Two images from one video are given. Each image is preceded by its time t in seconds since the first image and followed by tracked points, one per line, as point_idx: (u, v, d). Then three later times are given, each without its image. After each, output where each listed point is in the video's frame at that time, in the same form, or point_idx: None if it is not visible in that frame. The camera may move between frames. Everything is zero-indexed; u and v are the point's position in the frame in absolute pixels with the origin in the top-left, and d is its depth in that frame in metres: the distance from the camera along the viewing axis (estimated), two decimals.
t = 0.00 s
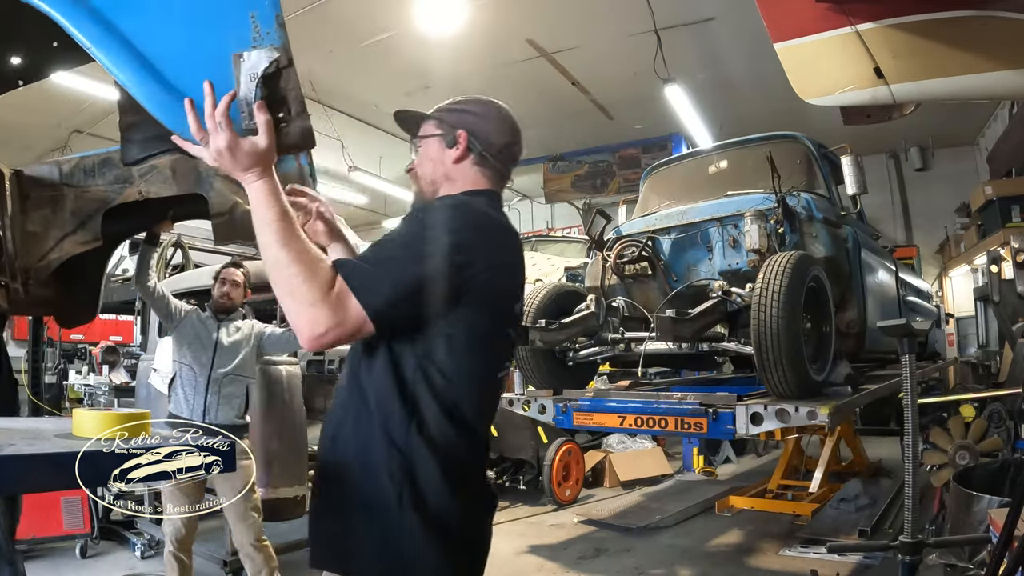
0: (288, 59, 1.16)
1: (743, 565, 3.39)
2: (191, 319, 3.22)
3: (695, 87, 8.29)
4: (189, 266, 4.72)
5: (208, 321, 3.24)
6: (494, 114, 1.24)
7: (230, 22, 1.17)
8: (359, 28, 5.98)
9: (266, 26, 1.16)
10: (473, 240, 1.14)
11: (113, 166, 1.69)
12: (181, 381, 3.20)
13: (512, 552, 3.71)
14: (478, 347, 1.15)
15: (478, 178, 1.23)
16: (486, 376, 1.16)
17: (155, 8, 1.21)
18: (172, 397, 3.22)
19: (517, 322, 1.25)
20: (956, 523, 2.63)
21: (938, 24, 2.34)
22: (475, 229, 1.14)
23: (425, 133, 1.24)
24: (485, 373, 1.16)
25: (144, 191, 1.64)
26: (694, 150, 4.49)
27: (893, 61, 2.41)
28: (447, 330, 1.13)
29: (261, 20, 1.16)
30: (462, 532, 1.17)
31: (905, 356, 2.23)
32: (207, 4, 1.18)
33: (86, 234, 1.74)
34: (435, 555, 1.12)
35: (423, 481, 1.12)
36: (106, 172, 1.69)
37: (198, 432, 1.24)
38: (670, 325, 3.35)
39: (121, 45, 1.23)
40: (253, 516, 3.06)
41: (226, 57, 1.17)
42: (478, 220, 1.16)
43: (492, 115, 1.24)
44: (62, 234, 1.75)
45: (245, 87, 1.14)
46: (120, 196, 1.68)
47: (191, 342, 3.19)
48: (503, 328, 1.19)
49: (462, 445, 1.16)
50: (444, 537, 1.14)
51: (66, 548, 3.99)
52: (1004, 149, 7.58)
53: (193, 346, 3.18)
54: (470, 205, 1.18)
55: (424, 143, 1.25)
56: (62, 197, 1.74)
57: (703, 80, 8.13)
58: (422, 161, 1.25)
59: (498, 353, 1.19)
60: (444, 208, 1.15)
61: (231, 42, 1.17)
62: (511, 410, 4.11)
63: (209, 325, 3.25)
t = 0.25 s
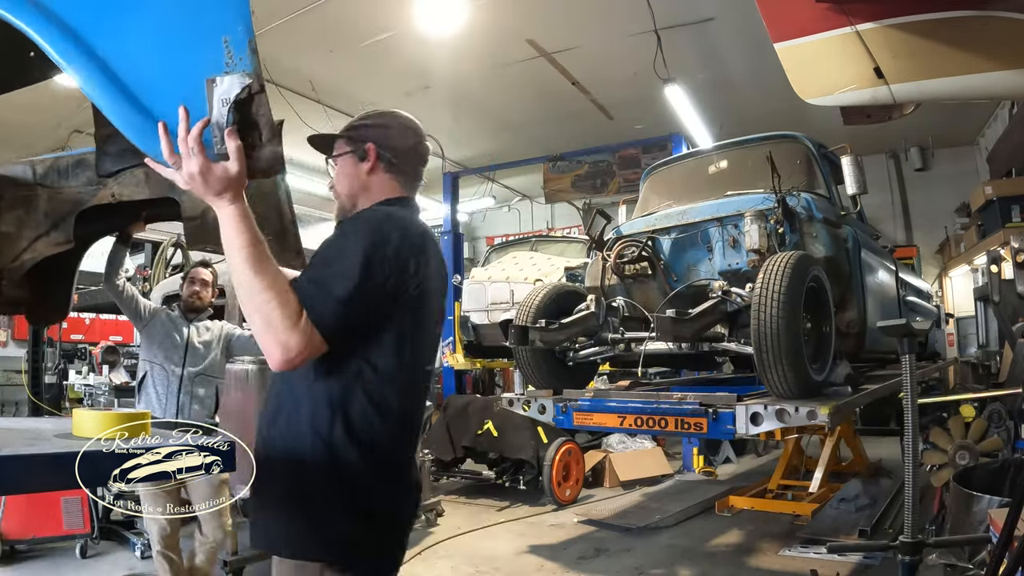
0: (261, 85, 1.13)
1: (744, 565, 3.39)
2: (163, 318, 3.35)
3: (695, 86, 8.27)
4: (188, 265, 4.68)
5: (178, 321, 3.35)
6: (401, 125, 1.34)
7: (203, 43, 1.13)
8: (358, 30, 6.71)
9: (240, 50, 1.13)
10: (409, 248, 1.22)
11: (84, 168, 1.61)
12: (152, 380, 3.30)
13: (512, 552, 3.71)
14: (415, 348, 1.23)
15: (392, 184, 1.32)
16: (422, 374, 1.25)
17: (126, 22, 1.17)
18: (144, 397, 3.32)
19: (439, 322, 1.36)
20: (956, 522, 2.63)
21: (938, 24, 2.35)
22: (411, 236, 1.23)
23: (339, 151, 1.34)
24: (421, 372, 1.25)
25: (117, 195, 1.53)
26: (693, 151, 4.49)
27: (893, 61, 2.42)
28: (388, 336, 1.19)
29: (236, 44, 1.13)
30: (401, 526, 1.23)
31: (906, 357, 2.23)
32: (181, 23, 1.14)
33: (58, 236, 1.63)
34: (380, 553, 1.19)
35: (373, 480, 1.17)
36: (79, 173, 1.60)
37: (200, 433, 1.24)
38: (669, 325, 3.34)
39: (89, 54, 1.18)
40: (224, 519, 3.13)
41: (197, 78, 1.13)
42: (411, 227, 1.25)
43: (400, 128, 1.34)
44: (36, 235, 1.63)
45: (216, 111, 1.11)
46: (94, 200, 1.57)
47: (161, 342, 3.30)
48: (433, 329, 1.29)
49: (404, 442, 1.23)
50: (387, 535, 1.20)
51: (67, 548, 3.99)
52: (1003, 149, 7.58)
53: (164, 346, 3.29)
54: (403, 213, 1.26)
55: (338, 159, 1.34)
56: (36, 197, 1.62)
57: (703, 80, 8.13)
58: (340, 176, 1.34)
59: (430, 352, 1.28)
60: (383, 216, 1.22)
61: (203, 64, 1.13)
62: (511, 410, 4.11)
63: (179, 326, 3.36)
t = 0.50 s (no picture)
0: (244, 119, 1.12)
1: (743, 564, 3.39)
2: (142, 320, 3.37)
3: (695, 86, 8.26)
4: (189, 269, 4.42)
5: (157, 321, 3.44)
6: (342, 126, 1.43)
7: (186, 75, 1.12)
8: (358, 31, 6.74)
9: (224, 82, 1.13)
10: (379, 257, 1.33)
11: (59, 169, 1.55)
12: (134, 383, 3.35)
13: (512, 552, 3.71)
14: (381, 349, 1.36)
15: (337, 185, 1.43)
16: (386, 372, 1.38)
17: (106, 46, 1.14)
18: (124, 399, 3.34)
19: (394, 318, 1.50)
20: (956, 522, 2.63)
21: (938, 24, 2.35)
22: (379, 246, 1.34)
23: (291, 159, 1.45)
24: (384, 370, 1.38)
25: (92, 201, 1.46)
26: (693, 151, 4.50)
27: (893, 61, 2.42)
28: (358, 341, 1.30)
29: (219, 77, 1.12)
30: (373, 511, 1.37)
31: (905, 357, 2.23)
32: (163, 52, 1.13)
33: (32, 238, 1.56)
34: (356, 538, 1.31)
35: (351, 476, 1.29)
36: (53, 175, 1.54)
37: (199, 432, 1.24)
38: (670, 325, 3.34)
39: (65, 77, 1.14)
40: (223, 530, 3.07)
41: (180, 110, 1.12)
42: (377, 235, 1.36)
43: (347, 130, 1.44)
44: (8, 238, 1.56)
45: (200, 146, 1.11)
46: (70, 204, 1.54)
47: (141, 344, 3.33)
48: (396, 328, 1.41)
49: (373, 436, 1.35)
50: (363, 522, 1.33)
51: (67, 548, 3.99)
52: (1003, 149, 7.57)
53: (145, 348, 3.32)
54: (367, 222, 1.37)
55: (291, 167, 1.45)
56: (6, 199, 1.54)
57: (703, 80, 8.12)
58: (293, 182, 1.45)
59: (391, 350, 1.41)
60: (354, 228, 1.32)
61: (186, 96, 1.12)
62: (511, 410, 4.11)
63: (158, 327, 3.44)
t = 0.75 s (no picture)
0: (221, 134, 1.14)
1: (743, 564, 3.39)
2: (119, 319, 3.46)
3: (695, 86, 8.25)
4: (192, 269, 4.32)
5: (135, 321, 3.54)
6: (321, 126, 1.42)
7: (165, 90, 1.14)
8: (357, 31, 6.74)
9: (201, 98, 1.15)
10: (358, 260, 1.32)
11: (34, 172, 1.54)
12: (113, 380, 3.46)
13: (512, 552, 3.71)
14: (361, 350, 1.35)
15: (315, 187, 1.43)
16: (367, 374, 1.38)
17: (84, 61, 1.15)
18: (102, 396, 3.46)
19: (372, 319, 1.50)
20: (956, 523, 2.63)
21: (938, 24, 2.39)
22: (358, 248, 1.33)
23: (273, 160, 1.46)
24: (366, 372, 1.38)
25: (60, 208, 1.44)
26: (694, 151, 4.50)
27: (893, 60, 2.49)
28: (339, 343, 1.30)
29: (196, 93, 1.15)
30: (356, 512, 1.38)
31: (906, 356, 2.23)
32: (141, 68, 1.15)
33: (7, 241, 1.56)
34: (341, 535, 1.31)
35: (335, 478, 1.29)
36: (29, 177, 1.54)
37: (197, 431, 1.24)
38: (670, 326, 3.32)
39: (48, 93, 1.15)
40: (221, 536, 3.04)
41: (157, 126, 1.14)
42: (355, 237, 1.35)
43: (328, 131, 1.44)
44: None
45: (176, 160, 1.13)
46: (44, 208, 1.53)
47: (119, 342, 3.44)
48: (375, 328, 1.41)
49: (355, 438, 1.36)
50: (348, 524, 1.33)
51: (67, 548, 3.99)
52: (1004, 149, 7.57)
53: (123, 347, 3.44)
54: (344, 223, 1.36)
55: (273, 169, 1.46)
56: None
57: (703, 80, 8.11)
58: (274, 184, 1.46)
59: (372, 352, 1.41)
60: (334, 231, 1.30)
61: (163, 112, 1.14)
62: (511, 410, 4.11)
63: (134, 325, 3.56)
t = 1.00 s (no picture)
0: (200, 157, 1.15)
1: (743, 564, 3.39)
2: (88, 318, 3.41)
3: (695, 86, 8.25)
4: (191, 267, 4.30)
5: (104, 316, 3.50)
6: (326, 125, 1.43)
7: (144, 112, 1.14)
8: (357, 31, 6.74)
9: (180, 122, 1.14)
10: (347, 261, 1.32)
11: (6, 173, 1.44)
12: (86, 378, 3.41)
13: (512, 552, 3.71)
14: (353, 350, 1.35)
15: (316, 185, 1.42)
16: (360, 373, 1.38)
17: (61, 79, 1.13)
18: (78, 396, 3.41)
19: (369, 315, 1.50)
20: (956, 523, 2.63)
21: (938, 24, 2.39)
22: (348, 248, 1.32)
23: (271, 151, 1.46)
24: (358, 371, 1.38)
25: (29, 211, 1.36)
26: (694, 151, 4.50)
27: (893, 60, 2.49)
28: (329, 344, 1.30)
29: (175, 116, 1.14)
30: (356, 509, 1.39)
31: (905, 356, 2.23)
32: (119, 89, 1.13)
33: None
34: (340, 533, 1.32)
35: (332, 475, 1.30)
36: None
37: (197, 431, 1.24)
38: (670, 325, 3.32)
39: (25, 111, 1.13)
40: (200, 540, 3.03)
41: (138, 149, 1.14)
42: (346, 237, 1.35)
43: (325, 129, 1.43)
44: None
45: (157, 183, 1.14)
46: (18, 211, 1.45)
47: (90, 341, 3.38)
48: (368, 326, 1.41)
49: (351, 438, 1.37)
50: (348, 522, 1.35)
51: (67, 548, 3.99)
52: (1004, 149, 7.57)
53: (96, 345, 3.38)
54: (336, 223, 1.36)
55: (270, 161, 1.46)
56: None
57: (703, 80, 8.11)
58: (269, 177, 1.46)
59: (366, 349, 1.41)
60: (322, 233, 1.30)
61: (144, 135, 1.14)
62: (510, 410, 4.10)
63: (106, 323, 3.51)
